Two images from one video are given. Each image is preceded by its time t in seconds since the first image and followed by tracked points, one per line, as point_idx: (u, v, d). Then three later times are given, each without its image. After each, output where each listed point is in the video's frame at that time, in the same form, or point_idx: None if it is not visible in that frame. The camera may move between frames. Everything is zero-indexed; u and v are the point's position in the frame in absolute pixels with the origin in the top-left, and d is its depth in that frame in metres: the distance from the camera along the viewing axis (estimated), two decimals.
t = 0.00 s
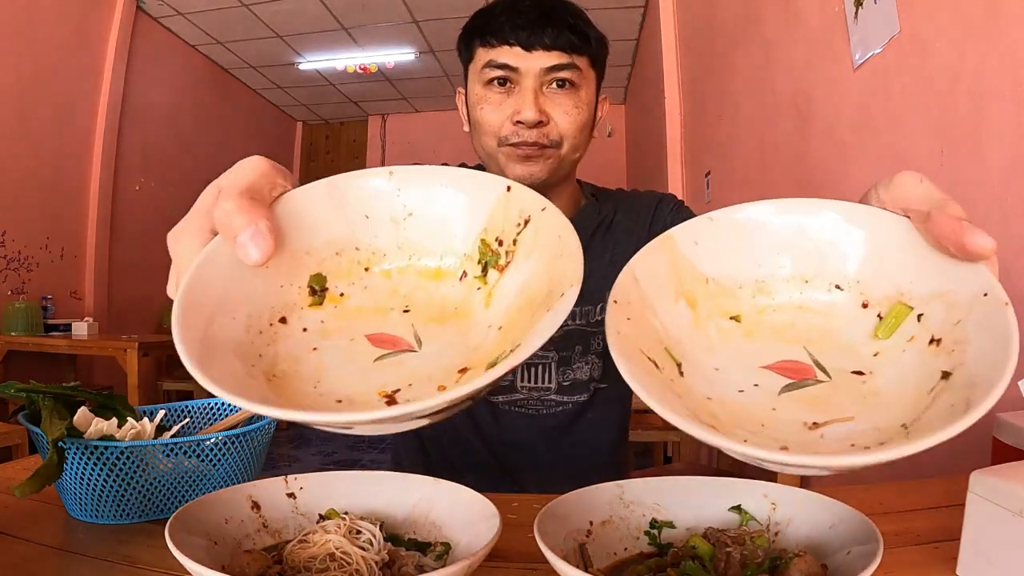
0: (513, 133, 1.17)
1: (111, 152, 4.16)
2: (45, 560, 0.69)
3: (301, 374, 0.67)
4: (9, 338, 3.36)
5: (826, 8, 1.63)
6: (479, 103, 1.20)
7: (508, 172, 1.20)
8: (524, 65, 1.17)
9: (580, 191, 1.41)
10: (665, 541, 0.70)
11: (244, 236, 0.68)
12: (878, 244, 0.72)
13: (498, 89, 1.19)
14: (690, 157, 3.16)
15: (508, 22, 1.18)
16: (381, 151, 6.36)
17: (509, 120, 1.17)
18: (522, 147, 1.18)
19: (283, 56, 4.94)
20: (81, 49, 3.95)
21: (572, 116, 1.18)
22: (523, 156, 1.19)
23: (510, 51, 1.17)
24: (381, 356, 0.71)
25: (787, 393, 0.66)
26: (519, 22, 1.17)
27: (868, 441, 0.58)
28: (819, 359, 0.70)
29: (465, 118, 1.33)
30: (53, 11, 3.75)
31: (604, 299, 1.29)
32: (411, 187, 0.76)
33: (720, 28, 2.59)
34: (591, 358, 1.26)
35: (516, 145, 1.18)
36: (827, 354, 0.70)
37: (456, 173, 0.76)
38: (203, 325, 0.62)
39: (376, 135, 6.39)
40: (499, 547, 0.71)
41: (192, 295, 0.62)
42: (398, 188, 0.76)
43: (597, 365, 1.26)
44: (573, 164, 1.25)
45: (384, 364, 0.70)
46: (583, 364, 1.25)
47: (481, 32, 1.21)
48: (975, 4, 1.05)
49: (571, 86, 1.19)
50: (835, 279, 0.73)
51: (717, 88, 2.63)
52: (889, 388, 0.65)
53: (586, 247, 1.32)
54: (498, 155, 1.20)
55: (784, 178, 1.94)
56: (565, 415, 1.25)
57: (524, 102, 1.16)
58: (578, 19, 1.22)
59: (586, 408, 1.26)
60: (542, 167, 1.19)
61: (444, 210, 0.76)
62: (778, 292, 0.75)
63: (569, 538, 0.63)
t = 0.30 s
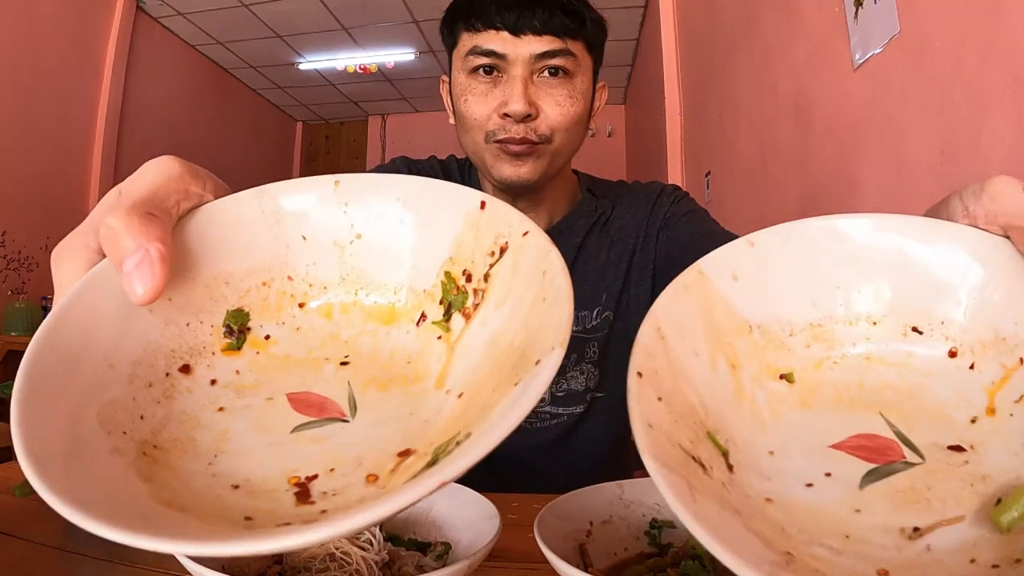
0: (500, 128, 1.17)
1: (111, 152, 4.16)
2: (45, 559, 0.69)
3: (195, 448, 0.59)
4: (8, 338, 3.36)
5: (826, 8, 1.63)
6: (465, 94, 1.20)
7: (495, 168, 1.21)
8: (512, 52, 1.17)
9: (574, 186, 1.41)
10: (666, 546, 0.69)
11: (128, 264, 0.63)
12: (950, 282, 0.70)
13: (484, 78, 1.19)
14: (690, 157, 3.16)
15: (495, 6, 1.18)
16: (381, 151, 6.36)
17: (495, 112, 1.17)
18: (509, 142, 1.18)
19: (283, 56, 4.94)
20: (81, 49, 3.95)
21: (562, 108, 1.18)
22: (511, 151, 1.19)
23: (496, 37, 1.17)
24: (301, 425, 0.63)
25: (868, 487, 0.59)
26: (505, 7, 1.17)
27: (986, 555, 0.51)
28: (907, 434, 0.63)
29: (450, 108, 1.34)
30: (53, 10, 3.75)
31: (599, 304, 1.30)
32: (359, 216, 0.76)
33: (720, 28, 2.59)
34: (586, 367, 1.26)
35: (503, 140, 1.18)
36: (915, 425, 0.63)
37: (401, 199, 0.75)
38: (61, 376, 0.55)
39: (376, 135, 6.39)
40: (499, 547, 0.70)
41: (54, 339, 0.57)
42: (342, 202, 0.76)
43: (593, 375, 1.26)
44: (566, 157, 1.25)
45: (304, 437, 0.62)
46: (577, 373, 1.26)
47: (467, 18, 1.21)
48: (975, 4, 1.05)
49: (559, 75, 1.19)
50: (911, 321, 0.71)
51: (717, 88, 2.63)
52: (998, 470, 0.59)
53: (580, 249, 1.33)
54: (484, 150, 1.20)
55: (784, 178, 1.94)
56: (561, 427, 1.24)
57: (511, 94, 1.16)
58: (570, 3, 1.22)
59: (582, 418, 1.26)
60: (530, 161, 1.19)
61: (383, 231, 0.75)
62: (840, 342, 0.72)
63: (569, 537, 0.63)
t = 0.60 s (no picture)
0: (498, 118, 1.17)
1: (111, 153, 4.16)
2: (45, 560, 0.69)
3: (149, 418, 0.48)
4: (9, 338, 3.36)
5: (826, 8, 1.63)
6: (463, 86, 1.20)
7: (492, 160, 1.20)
8: (511, 43, 1.17)
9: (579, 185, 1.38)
10: (663, 548, 0.70)
11: (169, 229, 0.52)
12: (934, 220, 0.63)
13: (482, 69, 1.19)
14: (690, 157, 3.16)
15: None
16: (381, 151, 6.36)
17: (494, 104, 1.17)
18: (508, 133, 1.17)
19: (283, 56, 4.94)
20: (81, 49, 3.95)
21: (562, 99, 1.18)
22: (509, 141, 1.18)
23: (495, 28, 1.17)
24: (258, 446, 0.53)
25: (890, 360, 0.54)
26: None
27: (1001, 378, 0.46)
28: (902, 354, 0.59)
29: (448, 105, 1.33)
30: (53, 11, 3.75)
31: (604, 309, 1.28)
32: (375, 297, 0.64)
33: (720, 28, 2.59)
34: (590, 374, 1.26)
35: (501, 132, 1.18)
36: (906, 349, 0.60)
37: (404, 297, 0.63)
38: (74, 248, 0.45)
39: (376, 136, 6.39)
40: (498, 547, 0.70)
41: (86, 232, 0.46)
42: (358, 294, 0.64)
43: (597, 382, 1.27)
44: (567, 152, 1.24)
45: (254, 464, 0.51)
46: (582, 378, 1.26)
47: (465, 11, 1.21)
48: (975, 4, 1.05)
49: (560, 66, 1.19)
50: (888, 261, 0.65)
51: (717, 88, 2.63)
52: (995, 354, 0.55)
53: (587, 254, 1.30)
54: (483, 143, 1.19)
55: (784, 179, 1.94)
56: (563, 432, 1.25)
57: (510, 85, 1.16)
58: None
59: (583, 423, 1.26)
60: (531, 153, 1.18)
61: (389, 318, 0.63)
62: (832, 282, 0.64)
63: (569, 538, 0.63)
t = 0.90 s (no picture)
0: (512, 122, 1.15)
1: (111, 152, 4.16)
2: (44, 560, 0.69)
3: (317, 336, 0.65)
4: (9, 338, 3.36)
5: (826, 8, 1.63)
6: (479, 94, 1.20)
7: (506, 163, 1.17)
8: (526, 56, 1.17)
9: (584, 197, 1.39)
10: (663, 548, 0.70)
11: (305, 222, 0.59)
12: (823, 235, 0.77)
13: (499, 79, 1.19)
14: (690, 157, 3.16)
15: (513, 14, 1.19)
16: (381, 151, 6.36)
17: (509, 109, 1.15)
18: (521, 138, 1.16)
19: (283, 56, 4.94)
20: (81, 49, 3.95)
21: (573, 109, 1.17)
22: (523, 146, 1.16)
23: (512, 41, 1.17)
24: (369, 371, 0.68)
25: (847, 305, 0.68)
26: (522, 15, 1.18)
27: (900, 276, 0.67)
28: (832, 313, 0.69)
29: (464, 116, 1.32)
30: (52, 10, 3.75)
31: (613, 307, 1.28)
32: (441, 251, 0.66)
33: (720, 28, 2.58)
34: (598, 368, 1.26)
35: (514, 136, 1.16)
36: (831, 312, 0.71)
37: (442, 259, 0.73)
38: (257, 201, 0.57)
39: (376, 135, 6.39)
40: (497, 547, 0.70)
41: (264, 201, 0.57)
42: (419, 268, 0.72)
43: (605, 377, 1.26)
44: (571, 160, 1.23)
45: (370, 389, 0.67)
46: (589, 372, 1.25)
47: (483, 25, 1.21)
48: (975, 4, 1.05)
49: (572, 78, 1.19)
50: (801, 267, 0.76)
51: (717, 88, 2.63)
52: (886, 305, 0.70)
53: (596, 255, 1.30)
54: (496, 148, 1.18)
55: (784, 179, 1.94)
56: (568, 423, 1.24)
57: (526, 92, 1.16)
58: (581, 13, 1.22)
59: (588, 417, 1.25)
60: (541, 158, 1.17)
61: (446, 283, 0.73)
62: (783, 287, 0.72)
63: (569, 538, 0.63)
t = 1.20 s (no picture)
0: (532, 141, 1.17)
1: (111, 153, 4.15)
2: (43, 560, 0.69)
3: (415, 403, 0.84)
4: (9, 338, 3.36)
5: (826, 8, 1.63)
6: (497, 111, 1.20)
7: (524, 180, 1.20)
8: (546, 77, 1.17)
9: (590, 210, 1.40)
10: (663, 548, 0.70)
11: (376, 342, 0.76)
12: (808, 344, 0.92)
13: (516, 98, 1.19)
14: (690, 158, 3.16)
15: (531, 31, 1.17)
16: (381, 151, 6.36)
17: (528, 129, 1.17)
18: (540, 156, 1.18)
19: (283, 56, 4.94)
20: (81, 49, 3.95)
21: (587, 128, 1.19)
22: (541, 165, 1.19)
23: (531, 63, 1.17)
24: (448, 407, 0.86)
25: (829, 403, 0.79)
26: (540, 33, 1.16)
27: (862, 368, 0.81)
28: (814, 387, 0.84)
29: (476, 125, 1.32)
30: (52, 10, 3.75)
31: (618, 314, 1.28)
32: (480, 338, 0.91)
33: (720, 28, 2.59)
34: (599, 370, 1.26)
35: (534, 154, 1.18)
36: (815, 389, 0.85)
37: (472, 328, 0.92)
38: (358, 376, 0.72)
39: (376, 136, 6.39)
40: (497, 547, 0.70)
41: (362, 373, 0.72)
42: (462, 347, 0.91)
43: (605, 379, 1.26)
44: (581, 174, 1.25)
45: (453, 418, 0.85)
46: (590, 373, 1.25)
47: (501, 41, 1.20)
48: (975, 4, 1.05)
49: (587, 99, 1.19)
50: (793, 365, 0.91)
51: (717, 88, 2.63)
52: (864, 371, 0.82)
53: (600, 263, 1.30)
54: (516, 165, 1.20)
55: (784, 179, 1.94)
56: (567, 421, 1.24)
57: (544, 113, 1.17)
58: (596, 32, 1.21)
59: (586, 418, 1.25)
60: (557, 177, 1.20)
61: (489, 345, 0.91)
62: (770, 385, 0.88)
63: (569, 538, 0.63)
